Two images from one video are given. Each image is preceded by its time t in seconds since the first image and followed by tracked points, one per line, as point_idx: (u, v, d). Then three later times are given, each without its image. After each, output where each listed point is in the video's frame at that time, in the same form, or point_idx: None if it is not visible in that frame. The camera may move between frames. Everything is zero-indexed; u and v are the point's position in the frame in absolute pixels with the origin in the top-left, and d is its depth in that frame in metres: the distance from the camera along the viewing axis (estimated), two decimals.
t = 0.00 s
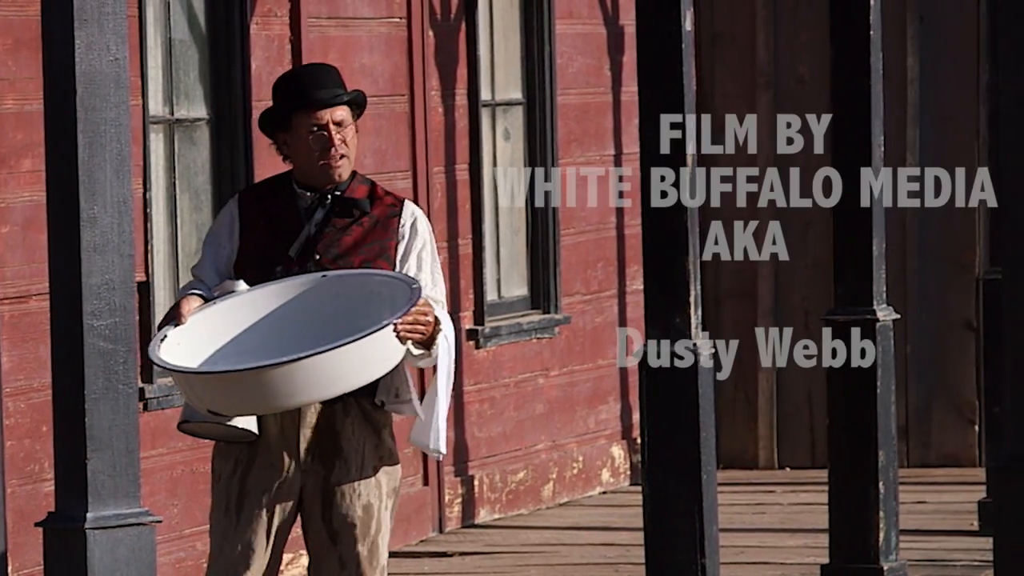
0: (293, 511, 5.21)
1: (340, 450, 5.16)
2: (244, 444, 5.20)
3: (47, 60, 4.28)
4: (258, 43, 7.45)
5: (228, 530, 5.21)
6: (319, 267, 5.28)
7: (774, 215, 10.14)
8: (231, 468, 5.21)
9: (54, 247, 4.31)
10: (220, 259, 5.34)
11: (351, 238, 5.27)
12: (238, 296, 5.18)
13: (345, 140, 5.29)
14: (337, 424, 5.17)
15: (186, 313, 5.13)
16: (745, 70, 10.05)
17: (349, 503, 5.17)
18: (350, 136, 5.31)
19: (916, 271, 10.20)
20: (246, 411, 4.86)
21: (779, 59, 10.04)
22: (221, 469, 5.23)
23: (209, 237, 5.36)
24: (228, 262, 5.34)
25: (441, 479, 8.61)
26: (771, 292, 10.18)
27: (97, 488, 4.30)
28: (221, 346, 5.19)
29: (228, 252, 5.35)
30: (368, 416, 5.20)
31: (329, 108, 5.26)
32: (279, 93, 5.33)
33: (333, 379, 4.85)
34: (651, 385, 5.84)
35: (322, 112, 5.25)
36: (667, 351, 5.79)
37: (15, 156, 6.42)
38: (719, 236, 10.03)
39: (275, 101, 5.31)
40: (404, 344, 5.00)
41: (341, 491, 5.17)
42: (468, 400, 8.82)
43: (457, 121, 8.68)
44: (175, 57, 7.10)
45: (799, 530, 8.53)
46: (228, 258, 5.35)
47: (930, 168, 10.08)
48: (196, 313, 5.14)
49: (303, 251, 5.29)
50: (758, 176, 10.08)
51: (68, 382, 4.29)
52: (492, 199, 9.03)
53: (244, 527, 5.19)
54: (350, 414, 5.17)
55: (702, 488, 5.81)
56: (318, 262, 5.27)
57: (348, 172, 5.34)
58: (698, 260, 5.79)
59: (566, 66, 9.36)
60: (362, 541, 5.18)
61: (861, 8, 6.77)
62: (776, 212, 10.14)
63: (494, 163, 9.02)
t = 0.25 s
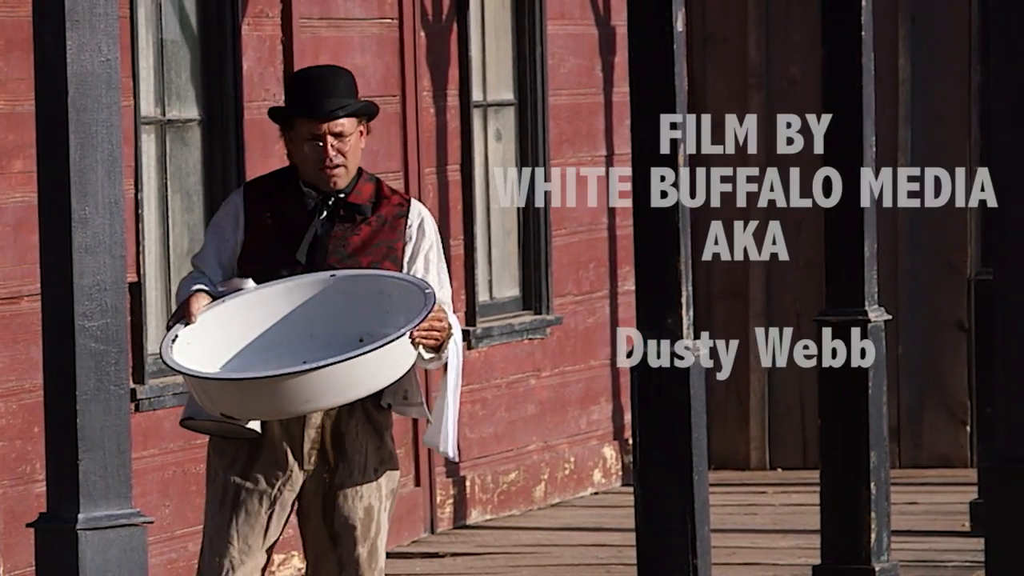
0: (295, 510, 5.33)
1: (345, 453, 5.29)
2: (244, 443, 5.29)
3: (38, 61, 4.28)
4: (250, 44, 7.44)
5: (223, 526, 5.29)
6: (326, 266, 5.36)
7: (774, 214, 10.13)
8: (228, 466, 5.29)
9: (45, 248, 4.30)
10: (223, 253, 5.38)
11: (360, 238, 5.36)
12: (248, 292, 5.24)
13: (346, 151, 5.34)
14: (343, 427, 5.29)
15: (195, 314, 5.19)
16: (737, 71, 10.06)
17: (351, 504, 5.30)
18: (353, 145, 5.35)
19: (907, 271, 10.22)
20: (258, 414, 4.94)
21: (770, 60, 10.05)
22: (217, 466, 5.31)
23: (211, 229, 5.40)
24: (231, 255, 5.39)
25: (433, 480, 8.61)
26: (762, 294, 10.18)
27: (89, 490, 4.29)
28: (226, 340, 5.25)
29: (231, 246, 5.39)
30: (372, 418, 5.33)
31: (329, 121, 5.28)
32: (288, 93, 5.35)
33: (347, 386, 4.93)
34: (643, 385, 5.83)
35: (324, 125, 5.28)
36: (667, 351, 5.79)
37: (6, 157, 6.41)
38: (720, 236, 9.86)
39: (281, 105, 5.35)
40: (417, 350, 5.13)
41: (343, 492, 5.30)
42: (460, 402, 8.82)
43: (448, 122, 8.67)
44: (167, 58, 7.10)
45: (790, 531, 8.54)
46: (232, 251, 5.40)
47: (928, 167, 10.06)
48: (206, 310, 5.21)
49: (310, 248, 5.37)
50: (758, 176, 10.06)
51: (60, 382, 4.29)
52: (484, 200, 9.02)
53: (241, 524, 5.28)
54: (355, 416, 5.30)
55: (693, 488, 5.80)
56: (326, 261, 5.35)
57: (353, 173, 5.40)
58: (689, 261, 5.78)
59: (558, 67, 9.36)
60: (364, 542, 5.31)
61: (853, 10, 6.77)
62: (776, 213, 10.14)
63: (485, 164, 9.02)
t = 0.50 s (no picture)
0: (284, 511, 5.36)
1: (335, 456, 5.30)
2: (233, 445, 5.28)
3: (31, 61, 4.27)
4: (242, 45, 7.44)
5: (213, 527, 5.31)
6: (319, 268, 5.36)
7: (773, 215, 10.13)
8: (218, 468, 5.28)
9: (38, 249, 4.30)
10: (213, 249, 5.36)
11: (353, 241, 5.37)
12: (242, 292, 5.23)
13: (341, 153, 5.33)
14: (334, 431, 5.29)
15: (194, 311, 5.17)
16: (729, 72, 10.06)
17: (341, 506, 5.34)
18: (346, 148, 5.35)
19: (899, 272, 10.22)
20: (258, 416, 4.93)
21: (762, 61, 10.05)
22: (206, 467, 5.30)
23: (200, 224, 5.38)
24: (221, 251, 5.36)
25: (426, 480, 8.61)
26: (755, 295, 10.19)
27: (81, 490, 4.29)
28: (221, 340, 5.25)
29: (223, 242, 5.37)
30: (361, 421, 5.34)
31: (323, 124, 5.28)
32: (283, 94, 5.36)
33: (347, 388, 4.94)
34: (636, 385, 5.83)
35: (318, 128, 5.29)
36: (667, 350, 5.78)
37: None
38: (719, 236, 9.95)
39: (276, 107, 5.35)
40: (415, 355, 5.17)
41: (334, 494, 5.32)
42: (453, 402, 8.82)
43: (441, 123, 8.67)
44: (159, 58, 7.09)
45: (782, 532, 8.54)
46: (223, 248, 5.37)
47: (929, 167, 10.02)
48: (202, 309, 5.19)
49: (302, 250, 5.38)
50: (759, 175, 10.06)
51: (52, 383, 4.28)
52: (476, 201, 9.02)
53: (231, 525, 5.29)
54: (346, 419, 5.31)
55: (685, 488, 5.80)
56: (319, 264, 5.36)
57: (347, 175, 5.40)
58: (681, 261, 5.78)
59: (550, 68, 9.36)
60: (356, 544, 5.37)
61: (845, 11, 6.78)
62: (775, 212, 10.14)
63: (477, 165, 9.02)
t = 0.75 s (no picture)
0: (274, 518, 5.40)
1: (326, 459, 5.36)
2: (225, 453, 5.30)
3: (21, 62, 4.27)
4: (232, 45, 7.44)
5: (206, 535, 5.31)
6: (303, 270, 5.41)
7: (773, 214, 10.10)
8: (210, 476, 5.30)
9: (29, 250, 4.30)
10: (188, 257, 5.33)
11: (330, 242, 5.44)
12: (236, 301, 5.25)
13: (309, 157, 5.37)
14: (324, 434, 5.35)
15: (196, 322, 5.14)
16: (719, 72, 10.07)
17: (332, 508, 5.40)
18: (314, 151, 5.39)
19: (889, 272, 10.23)
20: (272, 427, 5.04)
21: (753, 62, 10.06)
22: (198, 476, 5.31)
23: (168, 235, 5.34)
24: (197, 259, 5.34)
25: (416, 481, 8.60)
26: (745, 296, 10.20)
27: (71, 491, 4.28)
28: (216, 354, 5.26)
29: (197, 251, 5.34)
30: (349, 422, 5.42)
31: (289, 129, 5.32)
32: (251, 99, 5.41)
33: (363, 397, 5.06)
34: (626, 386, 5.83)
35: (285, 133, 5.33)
36: (667, 351, 5.77)
37: None
38: (719, 236, 9.89)
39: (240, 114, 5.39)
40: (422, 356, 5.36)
41: (326, 497, 5.38)
42: (443, 403, 8.82)
43: (431, 123, 8.66)
44: (149, 59, 7.09)
45: (773, 532, 8.54)
46: (199, 255, 5.35)
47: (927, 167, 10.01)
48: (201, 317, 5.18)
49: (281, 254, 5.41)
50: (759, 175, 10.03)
51: (42, 384, 4.28)
52: (467, 201, 9.02)
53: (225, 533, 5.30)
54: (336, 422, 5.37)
55: (676, 489, 5.81)
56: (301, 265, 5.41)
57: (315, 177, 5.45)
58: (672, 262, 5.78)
59: (541, 68, 9.36)
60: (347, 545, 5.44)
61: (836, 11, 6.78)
62: (775, 212, 10.12)
63: (467, 165, 9.01)
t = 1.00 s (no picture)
0: (261, 518, 5.43)
1: (314, 456, 5.42)
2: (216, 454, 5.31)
3: (8, 62, 4.27)
4: (219, 46, 7.44)
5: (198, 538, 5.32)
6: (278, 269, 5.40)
7: (772, 214, 10.09)
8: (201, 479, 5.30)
9: (16, 250, 4.29)
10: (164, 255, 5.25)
11: (304, 240, 5.43)
12: (229, 298, 5.26)
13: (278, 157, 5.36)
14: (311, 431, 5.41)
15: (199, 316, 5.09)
16: (705, 73, 10.07)
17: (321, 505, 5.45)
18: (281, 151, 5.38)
19: (876, 273, 10.24)
20: (270, 422, 5.12)
21: (739, 62, 10.07)
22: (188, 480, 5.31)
23: (140, 235, 5.24)
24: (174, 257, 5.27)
25: (403, 482, 8.60)
26: (733, 298, 10.19)
27: (58, 492, 4.28)
28: (211, 352, 5.27)
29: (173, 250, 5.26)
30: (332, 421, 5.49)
31: (262, 126, 5.32)
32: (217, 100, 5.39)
33: (372, 391, 5.19)
34: (613, 387, 5.83)
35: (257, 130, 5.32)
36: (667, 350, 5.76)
37: None
38: (719, 235, 10.12)
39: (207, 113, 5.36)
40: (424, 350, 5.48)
41: (315, 495, 5.44)
42: (430, 404, 8.82)
43: (418, 124, 8.66)
44: (136, 60, 7.08)
45: (759, 533, 8.55)
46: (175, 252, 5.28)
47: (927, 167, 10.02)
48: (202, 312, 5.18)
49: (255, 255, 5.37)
50: (758, 176, 10.06)
51: (29, 385, 4.28)
52: (454, 203, 9.01)
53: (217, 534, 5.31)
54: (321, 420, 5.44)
55: (662, 490, 5.81)
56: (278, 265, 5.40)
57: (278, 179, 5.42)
58: (658, 263, 5.78)
59: (528, 69, 9.37)
60: (335, 545, 5.49)
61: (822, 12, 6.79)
62: (775, 212, 10.10)
63: (455, 166, 9.01)
